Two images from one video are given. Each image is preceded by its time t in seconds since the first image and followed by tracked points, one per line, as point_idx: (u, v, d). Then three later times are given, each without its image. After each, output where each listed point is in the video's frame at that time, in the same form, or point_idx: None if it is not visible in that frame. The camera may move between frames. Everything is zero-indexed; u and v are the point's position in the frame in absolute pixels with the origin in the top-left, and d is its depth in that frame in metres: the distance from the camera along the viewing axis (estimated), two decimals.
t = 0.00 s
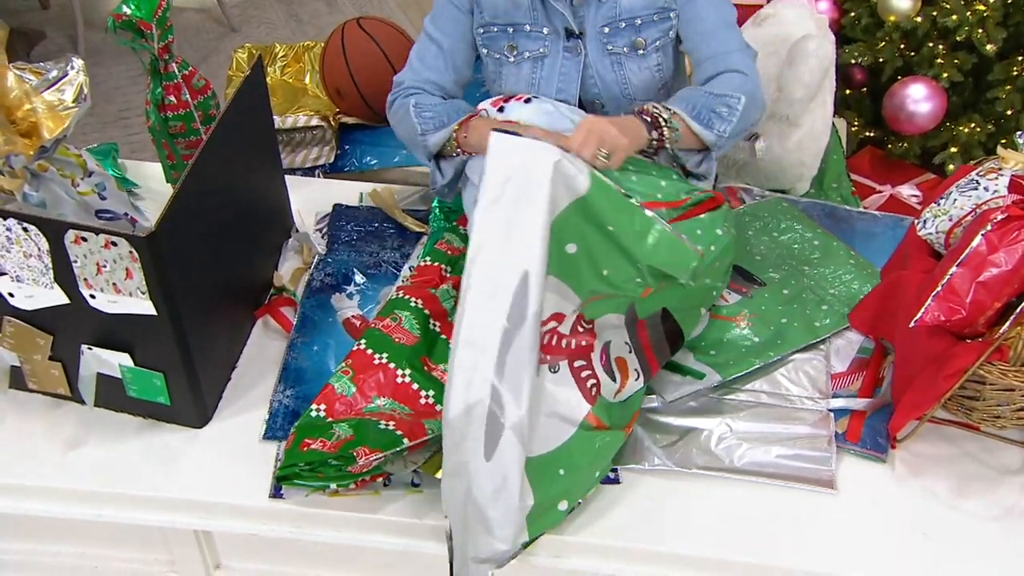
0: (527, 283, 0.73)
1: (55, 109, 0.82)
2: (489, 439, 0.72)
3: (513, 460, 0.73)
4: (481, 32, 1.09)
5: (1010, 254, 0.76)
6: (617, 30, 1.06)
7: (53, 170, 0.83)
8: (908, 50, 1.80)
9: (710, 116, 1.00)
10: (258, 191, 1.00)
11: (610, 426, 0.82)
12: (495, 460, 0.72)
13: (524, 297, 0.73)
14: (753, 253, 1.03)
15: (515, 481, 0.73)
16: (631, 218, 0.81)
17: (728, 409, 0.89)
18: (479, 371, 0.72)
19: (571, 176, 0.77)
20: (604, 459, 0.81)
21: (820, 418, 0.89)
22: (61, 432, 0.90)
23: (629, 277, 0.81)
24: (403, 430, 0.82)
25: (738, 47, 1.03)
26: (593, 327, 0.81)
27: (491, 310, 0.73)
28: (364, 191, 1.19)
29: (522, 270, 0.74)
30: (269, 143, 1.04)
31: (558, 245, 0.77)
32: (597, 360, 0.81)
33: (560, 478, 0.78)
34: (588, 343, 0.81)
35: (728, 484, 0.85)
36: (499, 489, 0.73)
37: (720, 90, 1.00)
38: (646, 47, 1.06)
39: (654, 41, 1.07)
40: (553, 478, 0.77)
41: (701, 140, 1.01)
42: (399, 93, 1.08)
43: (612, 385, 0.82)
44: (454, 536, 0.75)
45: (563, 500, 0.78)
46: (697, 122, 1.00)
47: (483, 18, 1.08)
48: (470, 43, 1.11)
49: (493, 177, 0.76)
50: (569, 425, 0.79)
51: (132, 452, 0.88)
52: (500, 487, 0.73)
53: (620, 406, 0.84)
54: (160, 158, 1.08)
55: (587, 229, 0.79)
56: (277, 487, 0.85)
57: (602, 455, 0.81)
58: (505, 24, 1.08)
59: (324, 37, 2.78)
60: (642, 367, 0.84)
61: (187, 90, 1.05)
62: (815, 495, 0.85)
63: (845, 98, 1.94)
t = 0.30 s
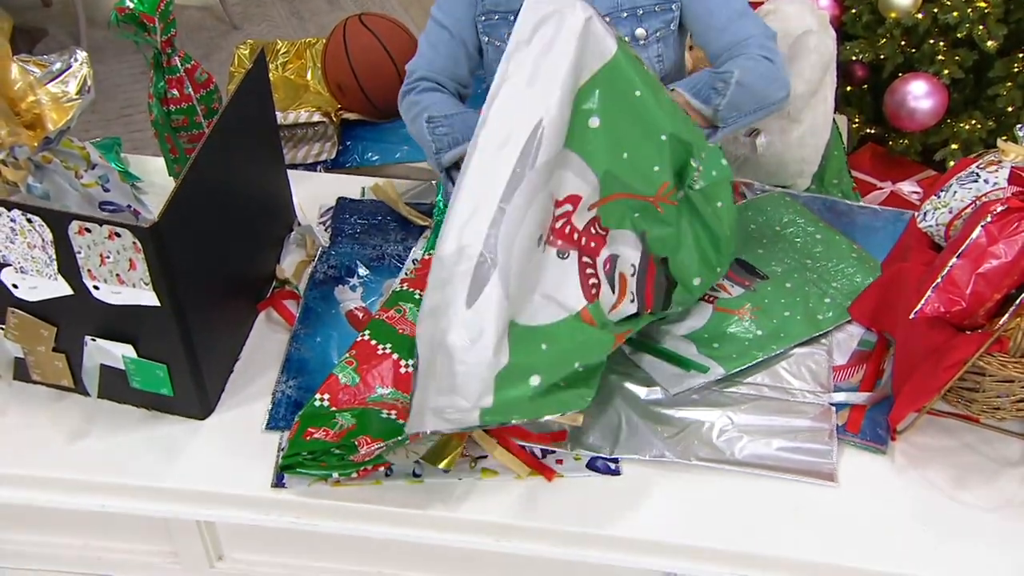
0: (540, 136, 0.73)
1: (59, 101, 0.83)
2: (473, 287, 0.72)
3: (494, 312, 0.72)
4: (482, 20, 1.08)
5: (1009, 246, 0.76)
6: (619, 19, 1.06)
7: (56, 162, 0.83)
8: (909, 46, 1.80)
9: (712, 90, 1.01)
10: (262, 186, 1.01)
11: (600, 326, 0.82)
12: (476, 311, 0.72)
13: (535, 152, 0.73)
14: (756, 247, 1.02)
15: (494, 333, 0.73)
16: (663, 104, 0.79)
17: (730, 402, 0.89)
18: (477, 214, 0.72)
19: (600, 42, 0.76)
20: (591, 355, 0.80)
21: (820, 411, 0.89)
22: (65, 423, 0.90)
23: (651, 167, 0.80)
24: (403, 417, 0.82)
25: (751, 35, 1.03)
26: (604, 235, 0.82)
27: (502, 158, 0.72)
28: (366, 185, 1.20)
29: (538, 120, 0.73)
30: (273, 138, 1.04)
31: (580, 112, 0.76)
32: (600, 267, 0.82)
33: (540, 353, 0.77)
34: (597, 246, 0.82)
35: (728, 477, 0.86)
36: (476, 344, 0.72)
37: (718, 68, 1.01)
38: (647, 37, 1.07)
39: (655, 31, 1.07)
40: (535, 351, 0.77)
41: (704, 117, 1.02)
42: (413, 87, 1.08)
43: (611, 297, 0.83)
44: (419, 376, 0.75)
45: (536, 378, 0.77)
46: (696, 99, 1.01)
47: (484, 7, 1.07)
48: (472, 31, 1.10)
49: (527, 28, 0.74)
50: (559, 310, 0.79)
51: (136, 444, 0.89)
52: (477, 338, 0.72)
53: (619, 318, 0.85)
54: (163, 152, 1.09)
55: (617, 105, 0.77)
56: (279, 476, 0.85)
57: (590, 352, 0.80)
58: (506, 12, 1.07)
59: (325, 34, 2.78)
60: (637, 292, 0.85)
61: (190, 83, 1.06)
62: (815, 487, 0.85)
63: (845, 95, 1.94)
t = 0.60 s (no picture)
0: (561, 199, 0.73)
1: (64, 94, 0.85)
2: (479, 333, 0.73)
3: (492, 361, 0.74)
4: (479, 25, 1.09)
5: (1009, 239, 0.77)
6: (620, 22, 1.06)
7: (60, 155, 0.84)
8: (910, 44, 1.80)
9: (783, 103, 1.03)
10: (263, 181, 1.01)
11: (600, 361, 0.82)
12: (474, 361, 0.73)
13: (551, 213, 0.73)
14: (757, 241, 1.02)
15: (490, 381, 0.74)
16: (686, 158, 0.79)
17: (728, 395, 0.90)
18: (486, 272, 0.72)
19: (636, 104, 0.75)
20: (584, 390, 0.81)
21: (819, 405, 0.89)
22: (69, 415, 0.91)
23: (659, 207, 0.80)
24: (401, 406, 0.84)
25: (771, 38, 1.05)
26: (609, 263, 0.80)
27: (520, 214, 0.73)
28: (368, 179, 1.20)
29: (559, 188, 0.73)
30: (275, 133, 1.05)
31: (602, 164, 0.76)
32: (605, 296, 0.81)
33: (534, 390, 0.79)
34: (600, 275, 0.80)
35: (727, 469, 0.86)
36: (471, 388, 0.74)
37: (785, 80, 1.02)
38: (648, 42, 1.06)
39: (656, 36, 1.06)
40: (526, 389, 0.78)
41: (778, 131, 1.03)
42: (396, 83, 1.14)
43: (615, 323, 0.82)
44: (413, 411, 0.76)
45: (529, 418, 0.79)
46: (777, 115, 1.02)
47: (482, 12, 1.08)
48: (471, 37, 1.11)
49: (561, 89, 0.73)
50: (558, 347, 0.79)
51: (139, 436, 0.89)
52: (472, 383, 0.74)
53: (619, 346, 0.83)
54: (165, 146, 1.09)
55: (638, 153, 0.77)
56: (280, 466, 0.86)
57: (581, 388, 0.81)
58: (502, 16, 1.07)
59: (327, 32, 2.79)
60: (643, 316, 0.84)
61: (193, 78, 1.07)
62: (815, 480, 0.85)
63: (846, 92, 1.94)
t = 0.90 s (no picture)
0: (621, 190, 0.71)
1: (68, 90, 0.84)
2: (509, 313, 0.72)
3: (518, 342, 0.73)
4: (485, 26, 1.09)
5: (1008, 235, 0.77)
6: (625, 19, 1.05)
7: (64, 151, 0.85)
8: (910, 42, 1.80)
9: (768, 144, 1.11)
10: (263, 176, 1.01)
11: (617, 353, 0.82)
12: (504, 337, 0.73)
13: (609, 204, 0.71)
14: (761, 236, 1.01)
15: (512, 360, 0.74)
16: (744, 163, 0.75)
17: (729, 390, 0.90)
18: (530, 251, 0.70)
19: (714, 104, 0.71)
20: (598, 380, 0.82)
21: (820, 399, 0.90)
22: (71, 410, 0.91)
23: (702, 205, 0.76)
24: (403, 401, 0.84)
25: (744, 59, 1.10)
26: (637, 257, 0.79)
27: (578, 200, 0.70)
28: (369, 177, 1.21)
29: (621, 179, 0.70)
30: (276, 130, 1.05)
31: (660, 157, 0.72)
32: (630, 289, 0.79)
33: (549, 376, 0.80)
34: (630, 268, 0.79)
35: (728, 462, 0.86)
36: (493, 363, 0.74)
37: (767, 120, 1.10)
38: (654, 38, 1.06)
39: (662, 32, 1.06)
40: (541, 373, 0.79)
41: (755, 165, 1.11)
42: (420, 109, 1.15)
43: (634, 316, 0.81)
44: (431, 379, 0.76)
45: (541, 401, 0.81)
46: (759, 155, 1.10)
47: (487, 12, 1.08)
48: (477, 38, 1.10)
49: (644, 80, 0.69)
50: (579, 336, 0.79)
51: (141, 431, 0.89)
52: (497, 360, 0.74)
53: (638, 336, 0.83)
54: (166, 143, 1.09)
55: (696, 154, 0.74)
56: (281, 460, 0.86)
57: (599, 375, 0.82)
58: (507, 16, 1.07)
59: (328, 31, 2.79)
60: (661, 312, 0.84)
61: (195, 75, 1.07)
62: (814, 474, 0.86)
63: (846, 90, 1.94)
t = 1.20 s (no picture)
0: (689, 182, 0.71)
1: (69, 86, 0.84)
2: (567, 297, 0.71)
3: (568, 329, 0.72)
4: (494, 18, 1.09)
5: (1006, 231, 0.78)
6: (632, 10, 1.06)
7: (65, 147, 0.85)
8: (910, 41, 1.80)
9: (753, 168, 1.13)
10: (262, 174, 1.01)
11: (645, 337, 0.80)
12: (555, 321, 0.72)
13: (675, 198, 0.71)
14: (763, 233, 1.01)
15: (559, 347, 0.72)
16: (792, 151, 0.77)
17: (729, 387, 0.90)
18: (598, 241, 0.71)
19: (785, 99, 0.73)
20: (621, 365, 0.79)
21: (820, 395, 0.90)
22: (72, 406, 0.91)
23: (743, 190, 0.77)
24: (400, 401, 0.84)
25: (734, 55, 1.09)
26: (666, 242, 0.76)
27: (647, 190, 0.71)
28: (369, 174, 1.21)
29: (691, 170, 0.71)
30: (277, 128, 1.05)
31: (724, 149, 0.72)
32: (659, 273, 0.77)
33: (579, 356, 0.76)
34: (660, 253, 0.76)
35: (727, 458, 0.87)
36: (539, 350, 0.73)
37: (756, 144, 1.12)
38: (660, 29, 1.06)
39: (669, 22, 1.07)
40: (575, 357, 0.75)
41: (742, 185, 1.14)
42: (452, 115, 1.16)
43: (664, 299, 0.79)
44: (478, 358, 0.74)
45: (572, 383, 0.76)
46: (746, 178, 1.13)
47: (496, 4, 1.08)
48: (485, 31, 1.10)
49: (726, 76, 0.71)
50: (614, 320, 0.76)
51: (141, 427, 0.90)
52: (541, 346, 0.72)
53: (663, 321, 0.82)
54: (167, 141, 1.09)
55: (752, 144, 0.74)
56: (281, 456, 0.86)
57: (623, 359, 0.79)
58: (516, 8, 1.08)
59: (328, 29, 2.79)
60: (687, 297, 0.82)
61: (196, 73, 1.08)
62: (813, 470, 0.86)
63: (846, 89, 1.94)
